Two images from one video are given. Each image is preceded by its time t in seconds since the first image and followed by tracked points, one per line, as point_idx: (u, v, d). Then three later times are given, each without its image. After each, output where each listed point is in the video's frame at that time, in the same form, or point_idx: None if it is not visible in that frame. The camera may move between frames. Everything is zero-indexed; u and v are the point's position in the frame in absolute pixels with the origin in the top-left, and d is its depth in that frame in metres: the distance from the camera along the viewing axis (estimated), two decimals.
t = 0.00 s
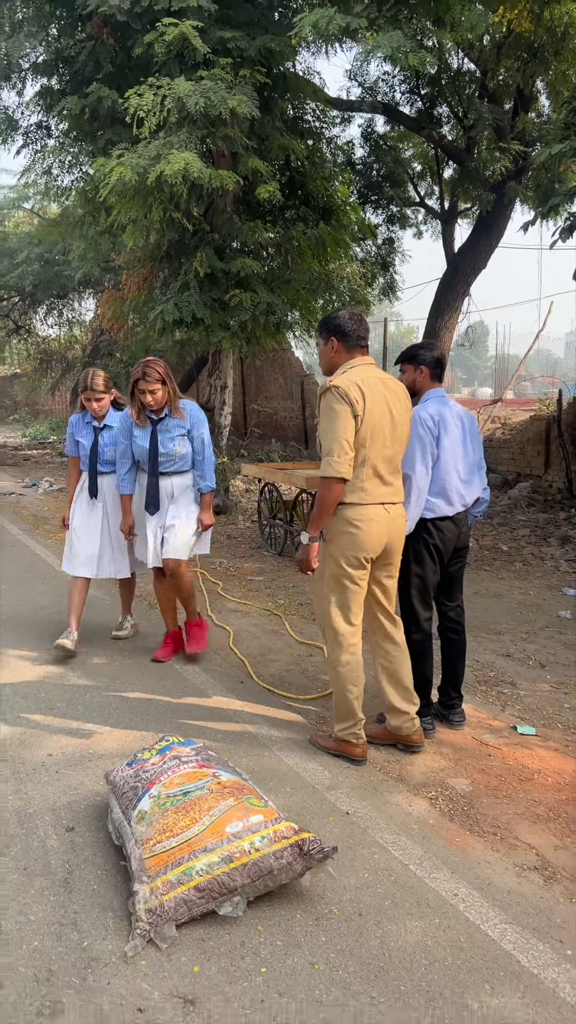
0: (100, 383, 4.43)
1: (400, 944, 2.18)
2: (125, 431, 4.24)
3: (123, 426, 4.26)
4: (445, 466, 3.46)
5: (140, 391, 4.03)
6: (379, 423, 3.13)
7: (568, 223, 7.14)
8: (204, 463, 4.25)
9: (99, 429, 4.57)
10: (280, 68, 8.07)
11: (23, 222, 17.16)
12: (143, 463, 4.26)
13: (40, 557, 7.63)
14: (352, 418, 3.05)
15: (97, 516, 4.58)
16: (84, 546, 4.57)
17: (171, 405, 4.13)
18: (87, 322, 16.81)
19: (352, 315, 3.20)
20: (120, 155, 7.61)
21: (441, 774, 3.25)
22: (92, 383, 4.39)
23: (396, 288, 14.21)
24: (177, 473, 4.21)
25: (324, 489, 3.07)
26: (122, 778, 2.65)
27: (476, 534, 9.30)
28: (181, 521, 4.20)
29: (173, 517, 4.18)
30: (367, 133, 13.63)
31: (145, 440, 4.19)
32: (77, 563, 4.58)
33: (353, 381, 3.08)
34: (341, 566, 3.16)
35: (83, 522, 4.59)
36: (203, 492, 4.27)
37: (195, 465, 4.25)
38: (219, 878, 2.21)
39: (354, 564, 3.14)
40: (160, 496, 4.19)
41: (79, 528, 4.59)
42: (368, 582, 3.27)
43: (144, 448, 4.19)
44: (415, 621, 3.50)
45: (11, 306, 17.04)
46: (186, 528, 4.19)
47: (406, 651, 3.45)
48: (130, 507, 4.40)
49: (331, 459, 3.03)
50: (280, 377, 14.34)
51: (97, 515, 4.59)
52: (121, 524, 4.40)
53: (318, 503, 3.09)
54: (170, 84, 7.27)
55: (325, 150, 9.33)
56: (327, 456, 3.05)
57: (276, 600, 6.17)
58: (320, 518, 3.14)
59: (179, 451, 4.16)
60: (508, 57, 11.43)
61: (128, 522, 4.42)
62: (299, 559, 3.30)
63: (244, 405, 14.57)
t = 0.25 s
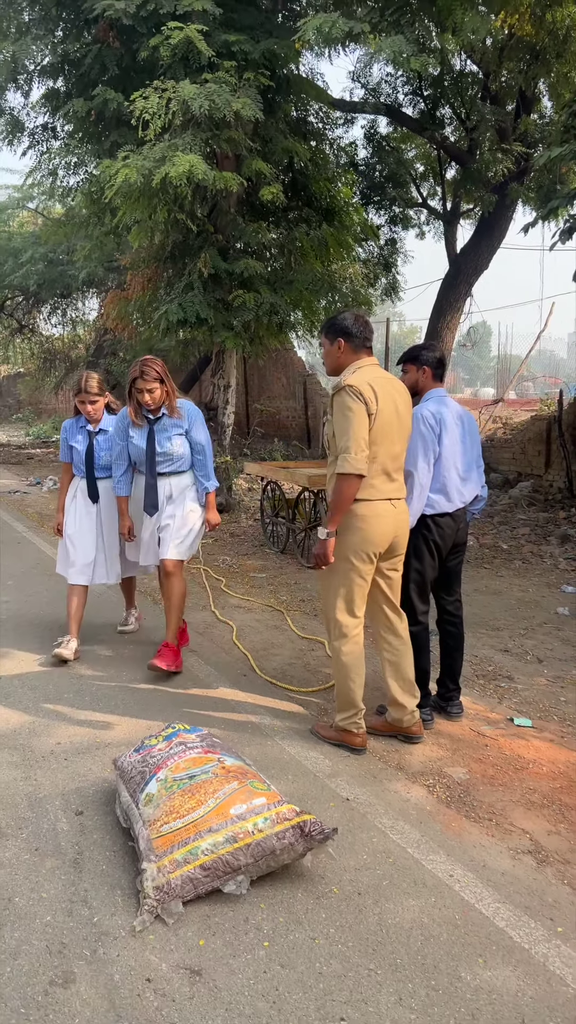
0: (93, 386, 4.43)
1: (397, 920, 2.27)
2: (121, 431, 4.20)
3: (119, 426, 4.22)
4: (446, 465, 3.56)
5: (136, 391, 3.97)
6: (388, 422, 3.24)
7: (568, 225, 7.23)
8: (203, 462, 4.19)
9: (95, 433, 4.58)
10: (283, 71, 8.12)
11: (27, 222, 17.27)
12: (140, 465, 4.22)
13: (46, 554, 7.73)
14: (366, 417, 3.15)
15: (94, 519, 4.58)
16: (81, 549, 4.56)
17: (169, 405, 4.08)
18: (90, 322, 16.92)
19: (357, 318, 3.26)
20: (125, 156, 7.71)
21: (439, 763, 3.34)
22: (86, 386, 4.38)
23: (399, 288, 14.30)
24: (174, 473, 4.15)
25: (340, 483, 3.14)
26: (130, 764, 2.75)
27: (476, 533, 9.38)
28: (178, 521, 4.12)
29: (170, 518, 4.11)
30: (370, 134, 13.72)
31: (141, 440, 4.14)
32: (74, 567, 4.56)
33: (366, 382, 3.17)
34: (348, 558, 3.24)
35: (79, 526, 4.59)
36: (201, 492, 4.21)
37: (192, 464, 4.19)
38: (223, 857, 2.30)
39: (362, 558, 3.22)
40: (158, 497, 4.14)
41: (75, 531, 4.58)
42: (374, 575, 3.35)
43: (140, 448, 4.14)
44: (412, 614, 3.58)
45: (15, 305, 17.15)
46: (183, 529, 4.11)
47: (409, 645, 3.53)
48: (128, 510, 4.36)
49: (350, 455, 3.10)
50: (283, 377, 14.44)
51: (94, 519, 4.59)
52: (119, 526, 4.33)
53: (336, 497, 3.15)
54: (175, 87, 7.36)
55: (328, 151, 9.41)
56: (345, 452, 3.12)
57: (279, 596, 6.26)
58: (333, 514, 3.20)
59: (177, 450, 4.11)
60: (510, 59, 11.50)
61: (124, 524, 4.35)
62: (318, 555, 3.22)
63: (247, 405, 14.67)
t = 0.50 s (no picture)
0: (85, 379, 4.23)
1: (393, 898, 2.38)
2: (117, 435, 4.07)
3: (116, 429, 4.10)
4: (446, 464, 3.67)
5: (135, 391, 3.89)
6: (397, 425, 3.36)
7: (567, 228, 7.32)
8: (201, 467, 4.08)
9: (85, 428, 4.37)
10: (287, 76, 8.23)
11: (31, 222, 17.38)
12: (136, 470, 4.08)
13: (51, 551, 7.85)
14: (380, 416, 3.24)
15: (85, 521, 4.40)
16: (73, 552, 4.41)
17: (166, 408, 4.00)
18: (94, 321, 17.05)
19: (362, 322, 3.37)
20: (131, 159, 7.82)
21: (436, 753, 3.45)
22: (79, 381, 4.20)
23: (401, 289, 14.40)
24: (171, 479, 4.02)
25: (360, 481, 3.21)
26: (137, 750, 2.85)
27: (477, 532, 9.48)
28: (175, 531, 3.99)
29: (167, 528, 3.99)
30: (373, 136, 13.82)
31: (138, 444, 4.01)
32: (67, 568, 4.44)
33: (379, 383, 3.27)
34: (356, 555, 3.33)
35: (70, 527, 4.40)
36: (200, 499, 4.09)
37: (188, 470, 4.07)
38: (227, 838, 2.41)
39: (371, 555, 3.32)
40: (154, 505, 4.01)
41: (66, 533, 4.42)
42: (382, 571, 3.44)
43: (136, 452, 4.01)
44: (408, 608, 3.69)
45: (20, 305, 17.27)
46: (180, 539, 3.99)
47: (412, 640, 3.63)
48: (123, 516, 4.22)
49: (368, 453, 3.17)
50: (286, 377, 14.55)
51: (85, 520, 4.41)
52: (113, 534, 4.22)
53: (358, 494, 3.22)
54: (180, 91, 7.47)
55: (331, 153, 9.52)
56: (362, 450, 3.19)
57: (281, 593, 6.37)
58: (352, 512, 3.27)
59: (174, 454, 3.99)
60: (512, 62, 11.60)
61: (119, 530, 4.24)
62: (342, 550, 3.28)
63: (250, 405, 14.78)
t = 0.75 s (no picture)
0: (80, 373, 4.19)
1: (388, 880, 2.47)
2: (113, 431, 4.02)
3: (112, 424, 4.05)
4: (444, 464, 3.76)
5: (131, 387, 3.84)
6: (403, 423, 3.45)
7: (566, 231, 7.40)
8: (197, 465, 4.05)
9: (80, 422, 4.35)
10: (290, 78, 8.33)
11: (35, 221, 17.47)
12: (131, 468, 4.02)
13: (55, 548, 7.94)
14: (391, 415, 3.31)
15: (76, 518, 4.36)
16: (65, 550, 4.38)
17: (163, 404, 3.94)
18: (97, 321, 17.16)
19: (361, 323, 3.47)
20: (135, 162, 7.91)
21: (432, 744, 3.54)
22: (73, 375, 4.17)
23: (402, 289, 14.47)
24: (166, 478, 3.99)
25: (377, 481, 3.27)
26: (141, 739, 2.94)
27: (477, 530, 9.56)
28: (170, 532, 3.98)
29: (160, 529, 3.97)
30: (375, 137, 13.90)
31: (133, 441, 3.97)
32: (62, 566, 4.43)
33: (388, 384, 3.34)
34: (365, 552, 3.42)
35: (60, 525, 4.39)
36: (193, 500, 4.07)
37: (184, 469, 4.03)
38: (228, 822, 2.50)
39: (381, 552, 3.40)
40: (149, 505, 3.96)
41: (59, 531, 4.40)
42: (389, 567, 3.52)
43: (132, 449, 3.96)
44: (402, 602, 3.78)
45: (23, 305, 17.37)
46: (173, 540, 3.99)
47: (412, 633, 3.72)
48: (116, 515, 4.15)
49: (383, 452, 3.24)
50: (288, 377, 14.63)
51: (77, 517, 4.37)
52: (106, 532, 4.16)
53: (376, 491, 3.28)
54: (183, 95, 7.56)
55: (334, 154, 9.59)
56: (377, 450, 3.25)
57: (282, 590, 6.45)
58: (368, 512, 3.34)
59: (169, 452, 3.94)
60: (513, 65, 11.68)
61: (113, 528, 4.18)
62: (363, 544, 3.32)
63: (252, 404, 14.87)
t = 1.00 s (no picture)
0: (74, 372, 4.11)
1: (380, 860, 2.58)
2: (104, 425, 4.00)
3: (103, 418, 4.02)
4: (440, 462, 3.87)
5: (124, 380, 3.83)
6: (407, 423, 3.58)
7: (564, 234, 7.50)
8: (189, 461, 4.02)
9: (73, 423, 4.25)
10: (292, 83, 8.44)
11: (39, 222, 17.57)
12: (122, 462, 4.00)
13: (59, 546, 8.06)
14: (399, 415, 3.44)
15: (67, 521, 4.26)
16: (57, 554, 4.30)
17: (157, 398, 3.93)
18: (100, 321, 17.29)
19: (360, 324, 3.58)
20: (139, 165, 8.02)
21: (426, 734, 3.64)
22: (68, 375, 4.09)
23: (404, 290, 14.57)
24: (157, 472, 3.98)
25: (393, 474, 3.38)
26: (144, 726, 3.05)
27: (476, 529, 9.66)
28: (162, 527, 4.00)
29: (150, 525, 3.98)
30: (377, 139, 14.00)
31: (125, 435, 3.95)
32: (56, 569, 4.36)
33: (394, 385, 3.46)
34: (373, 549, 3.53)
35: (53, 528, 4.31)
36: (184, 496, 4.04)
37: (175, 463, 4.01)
38: (227, 804, 2.60)
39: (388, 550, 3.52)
40: (140, 498, 3.94)
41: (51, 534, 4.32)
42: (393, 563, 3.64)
43: (123, 443, 3.93)
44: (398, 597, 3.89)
45: (27, 305, 17.50)
46: (165, 536, 4.00)
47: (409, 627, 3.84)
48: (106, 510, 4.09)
49: (397, 449, 3.36)
50: (290, 377, 14.72)
51: (68, 520, 4.27)
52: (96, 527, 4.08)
53: (394, 487, 3.37)
54: (187, 99, 7.68)
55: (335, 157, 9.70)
56: (390, 446, 3.37)
57: (283, 587, 6.56)
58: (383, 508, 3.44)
59: (160, 445, 3.92)
60: (514, 68, 11.78)
61: (101, 522, 4.09)
62: (382, 538, 3.40)
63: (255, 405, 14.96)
